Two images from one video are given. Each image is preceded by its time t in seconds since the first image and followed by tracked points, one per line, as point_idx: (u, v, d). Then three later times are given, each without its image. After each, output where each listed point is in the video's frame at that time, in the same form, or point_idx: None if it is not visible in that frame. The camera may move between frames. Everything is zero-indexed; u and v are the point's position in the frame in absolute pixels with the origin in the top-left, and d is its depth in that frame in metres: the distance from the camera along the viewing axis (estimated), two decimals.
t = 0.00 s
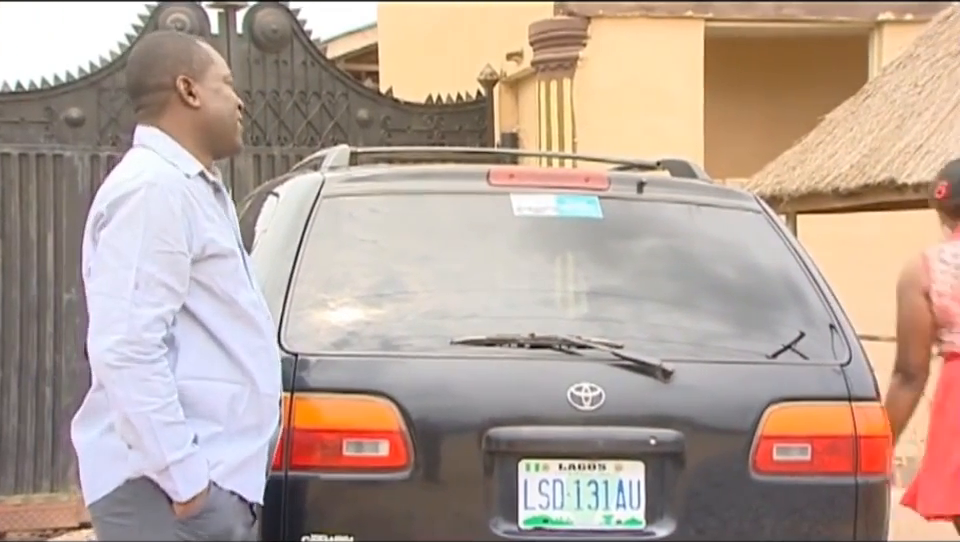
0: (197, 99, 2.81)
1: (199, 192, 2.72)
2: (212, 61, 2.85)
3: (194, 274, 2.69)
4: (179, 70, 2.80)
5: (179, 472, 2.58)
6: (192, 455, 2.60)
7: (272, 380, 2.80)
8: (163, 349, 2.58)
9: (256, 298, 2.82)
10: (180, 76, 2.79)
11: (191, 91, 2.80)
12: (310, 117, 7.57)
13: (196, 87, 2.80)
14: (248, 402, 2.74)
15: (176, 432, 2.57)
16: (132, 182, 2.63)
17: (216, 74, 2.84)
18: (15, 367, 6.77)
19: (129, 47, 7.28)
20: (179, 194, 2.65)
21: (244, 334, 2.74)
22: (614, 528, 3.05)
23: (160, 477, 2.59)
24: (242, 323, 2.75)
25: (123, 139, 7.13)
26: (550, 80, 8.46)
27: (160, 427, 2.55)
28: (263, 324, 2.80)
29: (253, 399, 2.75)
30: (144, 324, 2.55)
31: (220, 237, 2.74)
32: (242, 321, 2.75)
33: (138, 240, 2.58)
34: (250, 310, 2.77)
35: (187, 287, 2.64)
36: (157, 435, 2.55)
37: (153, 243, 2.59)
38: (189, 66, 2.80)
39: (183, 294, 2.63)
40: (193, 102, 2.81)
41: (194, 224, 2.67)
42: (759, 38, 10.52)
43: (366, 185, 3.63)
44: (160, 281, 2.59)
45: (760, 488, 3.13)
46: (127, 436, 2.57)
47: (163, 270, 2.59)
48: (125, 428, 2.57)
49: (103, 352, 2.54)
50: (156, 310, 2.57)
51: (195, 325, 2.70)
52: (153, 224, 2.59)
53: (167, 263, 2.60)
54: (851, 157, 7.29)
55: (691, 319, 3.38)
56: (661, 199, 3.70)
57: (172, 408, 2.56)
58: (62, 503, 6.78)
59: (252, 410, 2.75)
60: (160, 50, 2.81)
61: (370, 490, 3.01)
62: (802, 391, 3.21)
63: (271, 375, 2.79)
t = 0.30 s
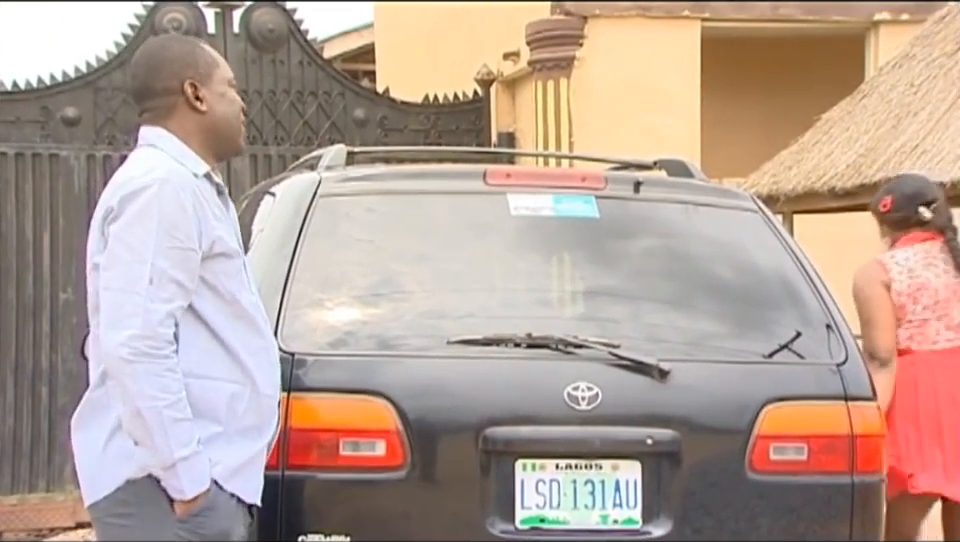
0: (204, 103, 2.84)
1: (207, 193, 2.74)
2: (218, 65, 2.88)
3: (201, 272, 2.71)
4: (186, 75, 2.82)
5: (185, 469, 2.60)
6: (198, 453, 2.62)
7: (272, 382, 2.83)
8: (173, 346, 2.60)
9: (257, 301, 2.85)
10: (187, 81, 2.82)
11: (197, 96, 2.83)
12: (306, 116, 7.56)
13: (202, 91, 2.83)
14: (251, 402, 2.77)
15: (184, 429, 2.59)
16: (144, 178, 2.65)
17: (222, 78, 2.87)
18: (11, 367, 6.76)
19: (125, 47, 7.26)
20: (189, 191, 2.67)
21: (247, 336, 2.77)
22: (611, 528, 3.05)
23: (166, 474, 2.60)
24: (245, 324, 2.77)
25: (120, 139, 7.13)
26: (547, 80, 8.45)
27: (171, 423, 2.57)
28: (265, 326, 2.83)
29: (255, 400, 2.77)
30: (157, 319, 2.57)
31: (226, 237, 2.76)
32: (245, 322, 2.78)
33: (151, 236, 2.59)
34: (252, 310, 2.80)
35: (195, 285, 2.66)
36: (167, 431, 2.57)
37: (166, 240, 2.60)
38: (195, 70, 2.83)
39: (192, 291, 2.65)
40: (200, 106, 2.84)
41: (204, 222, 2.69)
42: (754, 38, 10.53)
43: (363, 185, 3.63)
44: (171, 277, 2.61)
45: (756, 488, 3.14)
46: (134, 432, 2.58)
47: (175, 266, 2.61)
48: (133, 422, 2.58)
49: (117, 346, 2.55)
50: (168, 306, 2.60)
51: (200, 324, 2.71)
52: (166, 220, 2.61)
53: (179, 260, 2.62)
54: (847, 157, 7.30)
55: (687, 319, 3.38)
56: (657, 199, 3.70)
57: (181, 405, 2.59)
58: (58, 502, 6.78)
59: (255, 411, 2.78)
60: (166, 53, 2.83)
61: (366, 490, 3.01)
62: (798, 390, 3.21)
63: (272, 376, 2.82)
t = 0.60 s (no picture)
0: (199, 105, 2.84)
1: (209, 190, 2.75)
2: (220, 66, 2.87)
3: (200, 267, 2.72)
4: (183, 76, 2.83)
5: (172, 465, 2.60)
6: (186, 448, 2.61)
7: (274, 381, 2.82)
8: (164, 340, 2.61)
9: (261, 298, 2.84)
10: (183, 82, 2.83)
11: (193, 97, 2.83)
12: (307, 116, 7.56)
13: (198, 93, 2.83)
14: (247, 400, 2.76)
15: (172, 423, 2.58)
16: (143, 173, 2.66)
17: (223, 81, 2.86)
18: (12, 367, 6.76)
19: (126, 47, 7.26)
20: (189, 186, 2.67)
21: (245, 333, 2.76)
22: (612, 527, 3.05)
23: (153, 468, 2.60)
24: (245, 321, 2.77)
25: (121, 139, 7.13)
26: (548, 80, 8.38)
27: (158, 417, 2.57)
28: (267, 324, 2.82)
29: (251, 398, 2.76)
30: (148, 312, 2.58)
31: (229, 234, 2.77)
32: (246, 320, 2.77)
33: (146, 229, 2.61)
34: (254, 307, 2.79)
35: (192, 279, 2.66)
36: (152, 425, 2.57)
37: (161, 233, 2.61)
38: (193, 72, 2.83)
39: (190, 285, 2.66)
40: (195, 107, 2.84)
41: (204, 218, 2.70)
42: (755, 38, 10.54)
43: (364, 185, 3.62)
44: (167, 270, 2.61)
45: (758, 487, 3.13)
46: (123, 425, 2.59)
47: (171, 259, 2.62)
48: (123, 414, 2.60)
49: (107, 337, 2.56)
50: (162, 298, 2.60)
51: (199, 319, 2.72)
52: (161, 215, 2.62)
53: (174, 253, 2.62)
54: (848, 157, 7.29)
55: (688, 319, 3.38)
56: (658, 199, 3.70)
57: (169, 399, 2.58)
58: (59, 503, 6.78)
59: (251, 409, 2.77)
60: (169, 55, 2.85)
61: (367, 489, 3.01)
62: (799, 390, 3.21)
63: (272, 375, 2.81)
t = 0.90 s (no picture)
0: (181, 112, 2.87)
1: (205, 189, 2.76)
2: (208, 75, 2.86)
3: (197, 266, 2.73)
4: (174, 82, 2.89)
5: (167, 467, 2.63)
6: (182, 450, 2.64)
7: (276, 379, 2.81)
8: (160, 342, 2.64)
9: (266, 295, 2.83)
10: (172, 87, 2.88)
11: (178, 103, 2.87)
12: (313, 117, 7.56)
13: (182, 100, 2.87)
14: (248, 398, 2.76)
15: (166, 425, 2.61)
16: (137, 176, 2.69)
17: (207, 91, 2.85)
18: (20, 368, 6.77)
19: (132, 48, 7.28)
20: (181, 186, 2.69)
21: (246, 332, 2.76)
22: (618, 528, 3.05)
23: (151, 470, 2.64)
24: (246, 319, 2.77)
25: (128, 139, 7.14)
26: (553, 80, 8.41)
27: (153, 419, 2.60)
28: (271, 322, 2.81)
29: (252, 396, 2.76)
30: (142, 314, 2.61)
31: (227, 232, 2.77)
32: (247, 318, 2.77)
33: (139, 232, 2.64)
34: (256, 305, 2.79)
35: (188, 279, 2.68)
36: (147, 427, 2.60)
37: (153, 235, 2.64)
38: (183, 78, 2.87)
39: (186, 286, 2.67)
40: (178, 114, 2.88)
41: (198, 217, 2.71)
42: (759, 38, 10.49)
43: (370, 186, 3.63)
44: (161, 272, 2.64)
45: (764, 488, 3.13)
46: (121, 427, 2.64)
47: (165, 261, 2.64)
48: (122, 416, 2.64)
49: (103, 340, 2.61)
50: (157, 300, 2.63)
51: (199, 318, 2.74)
52: (153, 217, 2.64)
53: (168, 255, 2.64)
54: (855, 157, 7.27)
55: (694, 319, 3.38)
56: (664, 199, 3.70)
57: (163, 401, 2.61)
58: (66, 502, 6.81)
59: (253, 408, 2.77)
60: (175, 57, 2.92)
61: (373, 489, 3.01)
62: (805, 391, 3.20)
63: (276, 373, 2.80)
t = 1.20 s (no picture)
0: (168, 115, 2.90)
1: (188, 195, 2.76)
2: (181, 75, 2.87)
3: (183, 274, 2.73)
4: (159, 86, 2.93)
5: (164, 472, 2.65)
6: (178, 455, 2.66)
7: (273, 378, 2.78)
8: (145, 352, 2.67)
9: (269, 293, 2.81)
10: (158, 93, 2.93)
11: (164, 107, 2.91)
12: (324, 117, 7.57)
13: (167, 104, 2.90)
14: (247, 399, 2.75)
15: (158, 432, 2.64)
16: (118, 191, 2.72)
17: (184, 92, 2.86)
18: (34, 368, 6.78)
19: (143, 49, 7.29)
20: (156, 196, 2.70)
21: (240, 333, 2.75)
22: (629, 528, 3.05)
23: (152, 477, 2.68)
24: (240, 319, 2.76)
25: (140, 140, 7.15)
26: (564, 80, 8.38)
27: (141, 428, 2.64)
28: (268, 320, 2.79)
29: (250, 397, 2.75)
30: (119, 328, 2.65)
31: (213, 234, 2.75)
32: (242, 318, 2.76)
33: (118, 246, 2.67)
34: (248, 304, 2.77)
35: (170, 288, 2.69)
36: (137, 435, 2.64)
37: (129, 248, 2.66)
38: (164, 82, 2.90)
39: (168, 294, 2.69)
40: (167, 117, 2.91)
41: (178, 224, 2.71)
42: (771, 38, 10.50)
43: (382, 186, 3.63)
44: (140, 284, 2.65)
45: (776, 489, 3.12)
46: (118, 437, 2.69)
47: (143, 272, 2.66)
48: (116, 427, 2.69)
49: (87, 355, 2.67)
50: (136, 312, 2.66)
51: (189, 324, 2.74)
52: (127, 230, 2.66)
53: (145, 266, 2.66)
54: (867, 157, 7.25)
55: (705, 319, 3.37)
56: (674, 199, 3.71)
57: (152, 409, 2.64)
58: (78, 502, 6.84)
59: (253, 409, 2.76)
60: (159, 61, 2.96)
61: (384, 489, 3.01)
62: (817, 392, 3.19)
63: (274, 372, 2.79)
